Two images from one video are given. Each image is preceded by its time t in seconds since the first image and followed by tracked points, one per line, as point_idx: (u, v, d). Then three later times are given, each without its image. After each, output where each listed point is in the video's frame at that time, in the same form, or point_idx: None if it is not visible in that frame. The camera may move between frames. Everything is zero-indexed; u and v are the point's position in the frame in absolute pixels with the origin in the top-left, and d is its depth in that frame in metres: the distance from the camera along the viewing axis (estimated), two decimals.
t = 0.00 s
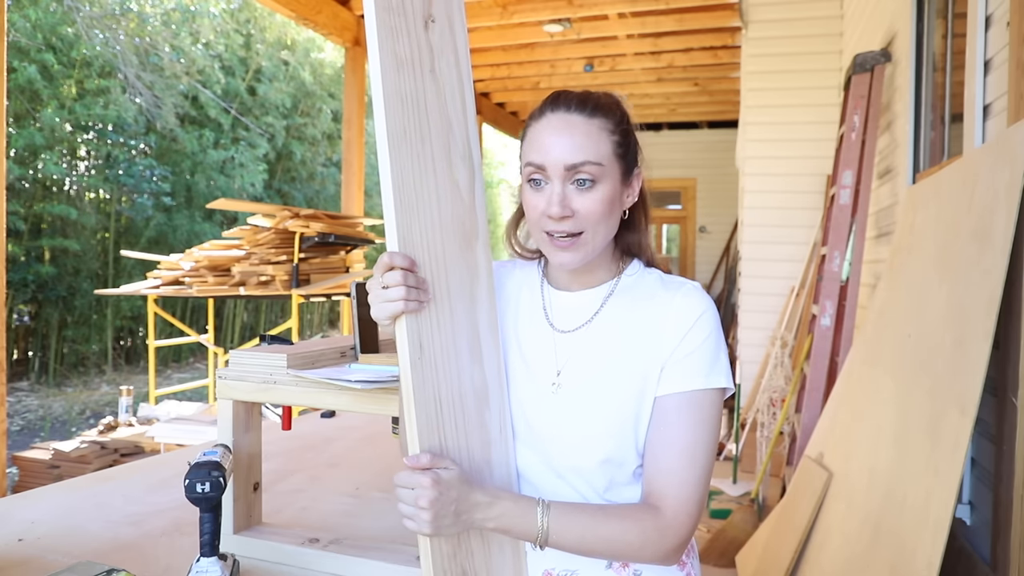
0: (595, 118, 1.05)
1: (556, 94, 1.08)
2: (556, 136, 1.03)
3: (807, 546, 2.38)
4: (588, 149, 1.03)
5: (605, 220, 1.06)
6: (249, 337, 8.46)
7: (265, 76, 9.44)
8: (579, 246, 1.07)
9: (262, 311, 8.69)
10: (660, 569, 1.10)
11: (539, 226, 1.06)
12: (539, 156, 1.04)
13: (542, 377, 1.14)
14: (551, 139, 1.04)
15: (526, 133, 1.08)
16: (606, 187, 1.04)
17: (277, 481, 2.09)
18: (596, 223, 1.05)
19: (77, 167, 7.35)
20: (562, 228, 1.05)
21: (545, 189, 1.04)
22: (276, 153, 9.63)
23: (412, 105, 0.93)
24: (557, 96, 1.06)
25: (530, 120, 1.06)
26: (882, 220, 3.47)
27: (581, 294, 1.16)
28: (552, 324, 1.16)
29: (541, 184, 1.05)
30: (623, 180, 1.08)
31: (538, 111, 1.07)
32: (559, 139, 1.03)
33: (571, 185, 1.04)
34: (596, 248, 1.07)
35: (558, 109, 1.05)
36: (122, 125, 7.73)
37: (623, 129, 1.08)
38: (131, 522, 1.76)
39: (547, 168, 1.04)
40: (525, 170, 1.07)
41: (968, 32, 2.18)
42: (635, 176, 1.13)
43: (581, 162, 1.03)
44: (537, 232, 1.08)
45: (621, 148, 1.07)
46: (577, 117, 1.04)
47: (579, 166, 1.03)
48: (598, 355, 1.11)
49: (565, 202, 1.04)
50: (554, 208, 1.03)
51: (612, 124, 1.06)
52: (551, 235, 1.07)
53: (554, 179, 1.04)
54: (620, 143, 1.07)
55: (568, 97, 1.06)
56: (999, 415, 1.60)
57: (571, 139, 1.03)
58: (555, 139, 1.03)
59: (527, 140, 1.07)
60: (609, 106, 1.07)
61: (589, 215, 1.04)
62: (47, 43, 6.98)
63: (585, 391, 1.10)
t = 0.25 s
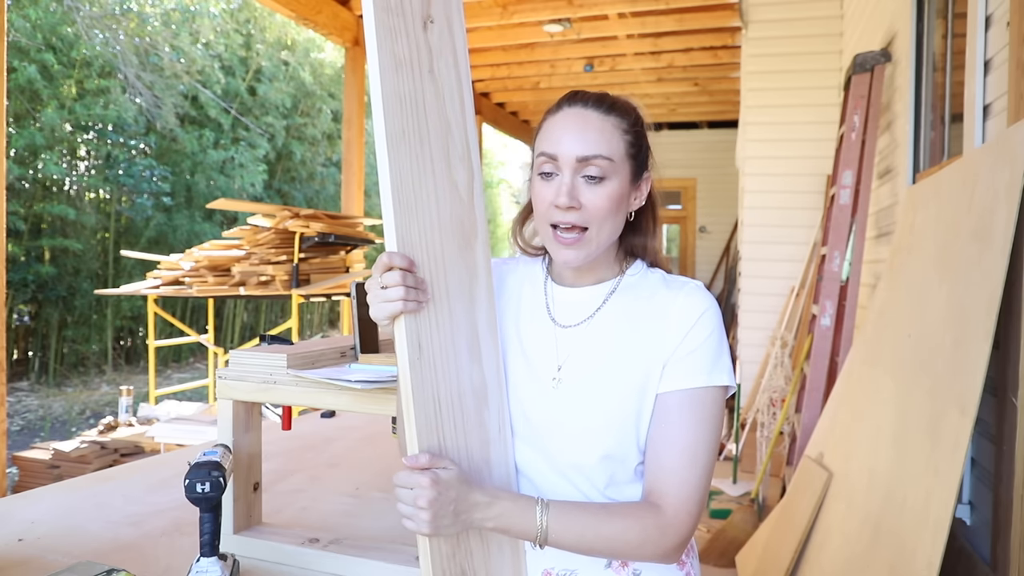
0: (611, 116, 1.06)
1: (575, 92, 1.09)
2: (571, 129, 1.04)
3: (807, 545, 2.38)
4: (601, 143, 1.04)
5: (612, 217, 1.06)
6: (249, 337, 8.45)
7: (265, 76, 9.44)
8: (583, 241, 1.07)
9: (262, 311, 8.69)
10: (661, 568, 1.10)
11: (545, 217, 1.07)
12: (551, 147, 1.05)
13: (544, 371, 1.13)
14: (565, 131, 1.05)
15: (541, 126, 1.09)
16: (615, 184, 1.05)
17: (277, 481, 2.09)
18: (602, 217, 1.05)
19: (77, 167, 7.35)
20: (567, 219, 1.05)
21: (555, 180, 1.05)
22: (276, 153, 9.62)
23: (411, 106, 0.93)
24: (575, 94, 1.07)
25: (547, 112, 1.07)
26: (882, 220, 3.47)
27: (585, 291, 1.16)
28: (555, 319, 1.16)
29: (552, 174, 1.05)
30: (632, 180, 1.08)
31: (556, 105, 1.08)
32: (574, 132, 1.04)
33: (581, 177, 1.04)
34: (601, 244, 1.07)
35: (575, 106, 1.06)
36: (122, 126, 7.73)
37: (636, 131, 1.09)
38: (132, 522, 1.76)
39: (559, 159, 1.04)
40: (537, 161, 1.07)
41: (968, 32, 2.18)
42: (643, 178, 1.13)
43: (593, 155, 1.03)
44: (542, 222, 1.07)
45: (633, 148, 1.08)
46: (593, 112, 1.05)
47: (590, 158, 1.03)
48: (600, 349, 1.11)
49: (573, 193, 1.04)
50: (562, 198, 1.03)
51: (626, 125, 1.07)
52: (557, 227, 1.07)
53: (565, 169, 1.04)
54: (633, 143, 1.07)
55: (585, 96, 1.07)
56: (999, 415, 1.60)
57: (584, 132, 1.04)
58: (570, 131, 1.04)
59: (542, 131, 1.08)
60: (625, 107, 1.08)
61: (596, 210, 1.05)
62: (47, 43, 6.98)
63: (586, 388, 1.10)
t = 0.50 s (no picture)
0: (619, 111, 1.08)
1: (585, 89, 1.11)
2: (579, 120, 1.05)
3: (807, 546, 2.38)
4: (608, 133, 1.05)
5: (616, 208, 1.06)
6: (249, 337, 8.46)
7: (265, 76, 9.44)
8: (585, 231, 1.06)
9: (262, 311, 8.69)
10: (662, 568, 1.10)
11: (549, 205, 1.06)
12: (559, 136, 1.06)
13: (545, 371, 1.13)
14: (574, 120, 1.06)
15: (549, 119, 1.10)
16: (620, 175, 1.05)
17: (277, 481, 2.09)
18: (607, 207, 1.05)
19: (77, 167, 7.35)
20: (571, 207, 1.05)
21: (561, 168, 1.05)
22: (275, 153, 9.62)
23: (410, 108, 0.93)
24: (585, 90, 1.09)
25: (557, 105, 1.09)
26: (882, 220, 3.47)
27: (588, 290, 1.16)
28: (557, 318, 1.16)
29: (557, 163, 1.06)
30: (637, 176, 1.09)
31: (566, 99, 1.10)
32: (582, 121, 1.05)
33: (587, 166, 1.05)
34: (603, 235, 1.07)
35: (585, 100, 1.08)
36: (122, 126, 7.73)
37: (643, 129, 1.10)
38: (132, 522, 1.76)
39: (565, 147, 1.05)
40: (544, 150, 1.08)
41: (968, 32, 2.18)
42: (648, 177, 1.14)
43: (599, 144, 1.04)
44: (546, 211, 1.07)
45: (640, 144, 1.09)
46: (603, 106, 1.07)
47: (597, 147, 1.04)
48: (602, 348, 1.11)
49: (578, 180, 1.04)
50: (567, 184, 1.03)
51: (634, 121, 1.08)
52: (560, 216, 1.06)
53: (571, 157, 1.05)
54: (639, 139, 1.09)
55: (595, 92, 1.09)
56: (999, 415, 1.60)
57: (592, 122, 1.05)
58: (579, 121, 1.05)
59: (550, 123, 1.09)
60: (633, 105, 1.10)
61: (600, 199, 1.05)
62: (47, 43, 6.98)
63: (588, 387, 1.10)
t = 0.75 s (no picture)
0: (615, 108, 1.08)
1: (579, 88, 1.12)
2: (575, 117, 1.06)
3: (807, 546, 2.38)
4: (604, 128, 1.05)
5: (613, 204, 1.06)
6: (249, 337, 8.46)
7: (265, 76, 9.44)
8: (581, 227, 1.05)
9: (262, 311, 8.69)
10: (662, 568, 1.10)
11: (545, 201, 1.06)
12: (555, 133, 1.06)
13: (544, 372, 1.13)
14: (570, 116, 1.06)
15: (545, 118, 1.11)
16: (617, 170, 1.05)
17: (277, 481, 2.09)
18: (603, 203, 1.05)
19: (77, 167, 7.35)
20: (567, 201, 1.04)
21: (557, 164, 1.05)
22: (275, 153, 9.62)
23: (410, 107, 0.93)
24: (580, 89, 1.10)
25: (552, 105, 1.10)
26: (882, 220, 3.47)
27: (586, 290, 1.16)
28: (555, 319, 1.16)
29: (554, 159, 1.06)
30: (634, 173, 1.09)
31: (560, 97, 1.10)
32: (578, 117, 1.06)
33: (583, 162, 1.05)
34: (600, 230, 1.06)
35: (580, 98, 1.08)
36: (122, 126, 7.73)
37: (639, 127, 1.11)
38: (132, 522, 1.76)
39: (561, 143, 1.05)
40: (541, 147, 1.08)
41: (968, 32, 2.18)
42: (644, 176, 1.15)
43: (595, 139, 1.04)
44: (543, 208, 1.07)
45: (636, 141, 1.09)
46: (599, 103, 1.08)
47: (593, 143, 1.04)
48: (601, 349, 1.11)
49: (574, 176, 1.04)
50: (563, 179, 1.04)
51: (630, 119, 1.09)
52: (556, 213, 1.06)
53: (568, 153, 1.05)
54: (635, 136, 1.09)
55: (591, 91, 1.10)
56: (999, 415, 1.60)
57: (588, 119, 1.06)
58: (573, 117, 1.06)
59: (546, 121, 1.09)
60: (628, 104, 1.11)
61: (598, 194, 1.05)
62: (47, 43, 6.98)
63: (587, 388, 1.10)
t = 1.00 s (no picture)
0: (614, 111, 1.08)
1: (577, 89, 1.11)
2: (575, 120, 1.05)
3: (807, 546, 2.38)
4: (606, 132, 1.05)
5: (615, 209, 1.07)
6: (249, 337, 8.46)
7: (264, 75, 9.43)
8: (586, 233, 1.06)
9: (262, 311, 8.69)
10: (661, 568, 1.10)
11: (547, 206, 1.06)
12: (555, 137, 1.06)
13: (542, 375, 1.13)
14: (571, 119, 1.06)
15: (543, 120, 1.10)
16: (619, 174, 1.06)
17: (277, 481, 2.09)
18: (607, 207, 1.06)
19: (77, 167, 7.35)
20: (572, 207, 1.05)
21: (559, 168, 1.05)
22: (275, 153, 9.62)
23: (410, 107, 0.93)
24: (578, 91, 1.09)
25: (549, 107, 1.09)
26: (882, 220, 3.47)
27: (584, 291, 1.16)
28: (551, 322, 1.16)
29: (555, 163, 1.06)
30: (633, 176, 1.10)
31: (558, 99, 1.10)
32: (579, 121, 1.05)
33: (586, 166, 1.05)
34: (604, 236, 1.07)
35: (579, 100, 1.08)
36: (122, 126, 7.73)
37: (637, 129, 1.11)
38: (132, 522, 1.76)
39: (563, 147, 1.05)
40: (541, 150, 1.08)
41: (967, 32, 2.18)
42: (641, 178, 1.15)
43: (598, 143, 1.04)
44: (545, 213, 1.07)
45: (636, 143, 1.09)
46: (599, 106, 1.07)
47: (595, 147, 1.04)
48: (599, 350, 1.11)
49: (577, 180, 1.04)
50: (566, 184, 1.04)
51: (629, 122, 1.09)
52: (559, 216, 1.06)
53: (570, 157, 1.05)
54: (635, 139, 1.09)
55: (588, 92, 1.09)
56: (999, 415, 1.60)
57: (589, 123, 1.05)
58: (575, 121, 1.05)
59: (544, 123, 1.09)
60: (626, 106, 1.11)
61: (602, 199, 1.05)
62: (47, 43, 6.98)
63: (586, 389, 1.10)
